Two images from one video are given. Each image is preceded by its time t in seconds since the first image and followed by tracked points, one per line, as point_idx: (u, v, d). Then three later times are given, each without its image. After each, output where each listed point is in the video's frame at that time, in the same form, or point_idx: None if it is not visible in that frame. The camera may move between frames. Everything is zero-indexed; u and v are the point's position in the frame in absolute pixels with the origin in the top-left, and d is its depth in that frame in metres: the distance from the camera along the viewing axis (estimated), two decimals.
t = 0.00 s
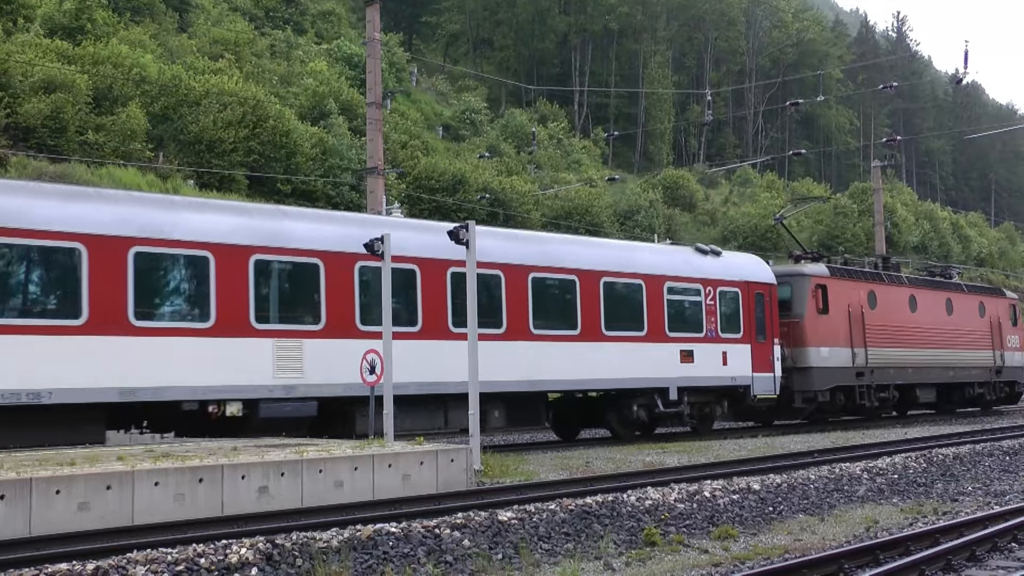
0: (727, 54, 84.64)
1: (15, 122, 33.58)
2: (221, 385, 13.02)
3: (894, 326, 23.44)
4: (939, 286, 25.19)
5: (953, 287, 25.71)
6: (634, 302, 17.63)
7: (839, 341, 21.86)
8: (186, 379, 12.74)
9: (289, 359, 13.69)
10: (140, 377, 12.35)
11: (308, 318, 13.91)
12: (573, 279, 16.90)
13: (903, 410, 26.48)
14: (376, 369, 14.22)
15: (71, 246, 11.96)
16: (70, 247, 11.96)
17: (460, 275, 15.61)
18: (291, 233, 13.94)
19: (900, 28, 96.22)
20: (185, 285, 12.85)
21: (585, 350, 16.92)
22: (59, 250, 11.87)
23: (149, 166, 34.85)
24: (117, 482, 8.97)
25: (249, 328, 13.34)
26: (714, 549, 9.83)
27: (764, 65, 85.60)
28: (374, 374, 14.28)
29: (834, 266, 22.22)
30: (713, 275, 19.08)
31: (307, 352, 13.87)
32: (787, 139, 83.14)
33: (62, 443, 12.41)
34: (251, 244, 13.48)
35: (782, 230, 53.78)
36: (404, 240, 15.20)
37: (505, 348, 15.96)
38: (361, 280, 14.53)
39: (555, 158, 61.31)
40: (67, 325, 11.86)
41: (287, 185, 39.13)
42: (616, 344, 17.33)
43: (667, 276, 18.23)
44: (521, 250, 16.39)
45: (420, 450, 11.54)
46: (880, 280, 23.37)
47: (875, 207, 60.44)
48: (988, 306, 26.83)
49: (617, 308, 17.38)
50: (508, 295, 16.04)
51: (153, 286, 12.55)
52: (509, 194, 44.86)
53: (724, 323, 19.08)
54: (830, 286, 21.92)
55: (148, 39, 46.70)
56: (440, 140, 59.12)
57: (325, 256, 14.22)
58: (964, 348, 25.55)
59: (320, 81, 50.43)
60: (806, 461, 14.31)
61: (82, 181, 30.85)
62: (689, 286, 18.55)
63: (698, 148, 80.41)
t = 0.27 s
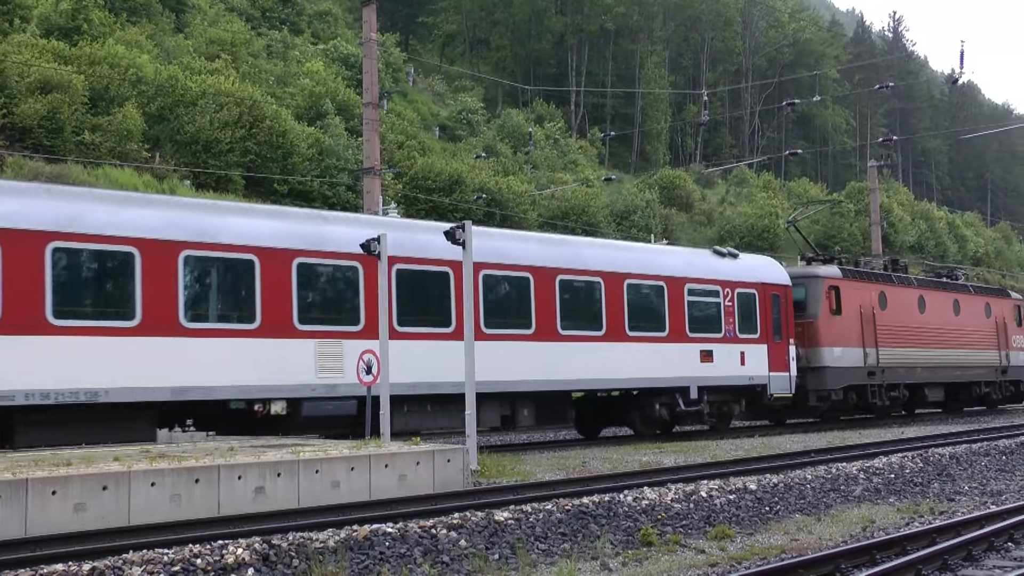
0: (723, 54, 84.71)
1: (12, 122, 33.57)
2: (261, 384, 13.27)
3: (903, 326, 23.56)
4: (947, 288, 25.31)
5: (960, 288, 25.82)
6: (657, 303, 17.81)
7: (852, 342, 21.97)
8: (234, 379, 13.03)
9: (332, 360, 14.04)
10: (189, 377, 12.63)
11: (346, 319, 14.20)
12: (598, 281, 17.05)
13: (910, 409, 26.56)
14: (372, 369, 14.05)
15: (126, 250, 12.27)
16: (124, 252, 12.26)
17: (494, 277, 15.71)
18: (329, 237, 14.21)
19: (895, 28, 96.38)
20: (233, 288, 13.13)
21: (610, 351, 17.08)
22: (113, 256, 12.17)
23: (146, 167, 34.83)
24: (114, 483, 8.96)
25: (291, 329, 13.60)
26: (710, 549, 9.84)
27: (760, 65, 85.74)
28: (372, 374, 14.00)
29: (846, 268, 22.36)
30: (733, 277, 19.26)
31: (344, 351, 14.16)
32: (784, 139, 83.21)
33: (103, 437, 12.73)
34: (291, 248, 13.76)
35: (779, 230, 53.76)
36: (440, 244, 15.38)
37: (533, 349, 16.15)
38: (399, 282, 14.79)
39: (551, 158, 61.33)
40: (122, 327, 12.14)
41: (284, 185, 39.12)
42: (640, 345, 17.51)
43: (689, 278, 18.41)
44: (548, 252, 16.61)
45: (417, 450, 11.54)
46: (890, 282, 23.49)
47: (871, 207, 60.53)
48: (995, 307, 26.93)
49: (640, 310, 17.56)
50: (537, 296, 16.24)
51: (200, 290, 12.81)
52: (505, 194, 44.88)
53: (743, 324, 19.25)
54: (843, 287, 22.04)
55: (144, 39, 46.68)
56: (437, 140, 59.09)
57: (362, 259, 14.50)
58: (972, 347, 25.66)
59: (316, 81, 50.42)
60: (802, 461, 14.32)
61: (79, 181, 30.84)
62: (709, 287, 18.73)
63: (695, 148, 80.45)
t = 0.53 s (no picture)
0: (721, 55, 84.73)
1: (9, 122, 33.57)
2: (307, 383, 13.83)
3: (915, 328, 23.85)
4: (958, 290, 25.56)
5: (971, 291, 26.07)
6: (683, 305, 18.23)
7: (867, 343, 22.34)
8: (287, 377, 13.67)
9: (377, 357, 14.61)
10: (242, 375, 13.26)
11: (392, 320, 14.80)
12: (627, 284, 17.43)
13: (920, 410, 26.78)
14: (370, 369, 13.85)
15: (183, 253, 12.94)
16: (183, 255, 12.94)
17: (526, 280, 16.17)
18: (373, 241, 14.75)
19: (893, 29, 96.49)
20: (282, 290, 13.74)
21: (638, 352, 17.51)
22: (147, 256, 12.60)
23: (144, 166, 34.81)
24: (110, 483, 8.96)
25: (340, 329, 14.28)
26: (707, 550, 9.85)
27: (758, 65, 85.90)
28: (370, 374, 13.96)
29: (861, 271, 22.70)
30: (754, 279, 19.72)
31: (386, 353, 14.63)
32: (781, 140, 83.25)
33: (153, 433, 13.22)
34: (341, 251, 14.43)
35: (776, 230, 53.76)
36: (479, 247, 15.77)
37: (563, 350, 16.57)
38: (440, 284, 15.39)
39: (549, 159, 61.33)
40: (179, 327, 12.79)
41: (282, 185, 39.10)
42: (667, 346, 17.92)
43: (713, 281, 18.84)
44: (579, 255, 17.05)
45: (415, 451, 11.53)
46: (903, 285, 23.77)
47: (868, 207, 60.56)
48: (1005, 308, 27.16)
49: (667, 311, 17.99)
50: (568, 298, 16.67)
51: (256, 291, 13.48)
52: (503, 194, 44.86)
53: (763, 326, 19.71)
54: (858, 290, 22.40)
55: (142, 38, 46.67)
56: (435, 140, 59.06)
57: (406, 262, 15.03)
58: (982, 349, 25.91)
59: (314, 81, 50.40)
60: (799, 461, 14.33)
61: (77, 181, 30.82)
62: (733, 290, 19.17)
63: (693, 149, 80.47)
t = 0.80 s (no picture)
0: (719, 57, 84.77)
1: (7, 124, 33.59)
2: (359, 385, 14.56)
3: (927, 330, 24.57)
4: (967, 294, 26.21)
5: (980, 295, 26.70)
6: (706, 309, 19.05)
7: (881, 345, 23.07)
8: (340, 378, 14.37)
9: (419, 362, 15.19)
10: (295, 377, 13.90)
11: (438, 323, 15.49)
12: (654, 288, 18.26)
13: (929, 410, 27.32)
14: (368, 371, 14.27)
15: (241, 260, 13.59)
16: (240, 262, 13.59)
17: (562, 285, 17.00)
18: (421, 248, 15.49)
19: (891, 31, 96.56)
20: (332, 296, 14.43)
21: (666, 354, 18.31)
22: (224, 262, 13.42)
23: (141, 168, 34.79)
24: (108, 485, 8.95)
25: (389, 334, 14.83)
26: (705, 551, 9.84)
27: (756, 67, 86.02)
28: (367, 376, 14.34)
29: (877, 276, 23.45)
30: (773, 284, 20.56)
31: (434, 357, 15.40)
32: (779, 141, 83.29)
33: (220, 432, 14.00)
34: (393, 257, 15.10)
35: (774, 232, 53.79)
36: (518, 254, 16.63)
37: (598, 351, 17.42)
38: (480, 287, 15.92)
39: (548, 161, 61.32)
40: (238, 330, 13.44)
41: (280, 187, 39.14)
42: (692, 348, 18.74)
43: (734, 285, 19.67)
44: (610, 261, 17.85)
45: (413, 453, 11.53)
46: (915, 288, 24.49)
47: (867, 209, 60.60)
48: (1011, 311, 27.79)
49: (693, 315, 18.82)
50: (600, 302, 17.45)
51: (312, 296, 14.20)
52: (502, 196, 44.85)
53: (782, 329, 20.59)
54: (873, 294, 23.15)
55: (140, 40, 46.67)
56: (433, 142, 59.02)
57: (449, 269, 15.75)
58: (989, 350, 26.52)
59: (312, 83, 50.35)
60: (797, 463, 14.33)
61: (75, 183, 30.83)
62: (753, 293, 20.02)
63: (691, 150, 80.53)
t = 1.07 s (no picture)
0: (718, 57, 84.74)
1: (6, 126, 33.63)
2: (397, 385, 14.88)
3: (937, 331, 24.87)
4: (975, 296, 26.53)
5: (987, 296, 27.02)
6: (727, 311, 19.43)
7: (894, 346, 23.41)
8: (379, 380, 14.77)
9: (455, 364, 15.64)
10: (338, 378, 14.26)
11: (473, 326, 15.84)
12: (680, 290, 18.61)
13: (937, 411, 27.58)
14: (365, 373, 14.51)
15: (287, 263, 13.99)
16: (285, 265, 13.98)
17: (590, 286, 17.35)
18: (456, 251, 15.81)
19: (890, 31, 96.60)
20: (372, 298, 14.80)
21: (690, 354, 18.67)
22: (270, 266, 13.81)
23: (141, 170, 34.79)
24: (108, 485, 8.94)
25: (425, 336, 15.28)
26: (704, 552, 9.83)
27: (755, 67, 86.04)
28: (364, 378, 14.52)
29: (889, 278, 23.79)
30: (791, 286, 20.94)
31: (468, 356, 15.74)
32: (778, 142, 83.32)
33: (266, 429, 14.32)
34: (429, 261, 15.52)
35: (773, 233, 53.81)
36: (545, 257, 16.99)
37: (627, 351, 17.76)
38: (512, 291, 16.32)
39: (547, 161, 61.32)
40: (284, 332, 13.81)
41: (279, 188, 39.16)
42: (715, 349, 19.11)
43: (754, 288, 20.04)
44: (636, 264, 18.20)
45: (412, 454, 11.54)
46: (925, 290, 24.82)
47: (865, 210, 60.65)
48: (1018, 313, 28.10)
49: (715, 316, 19.20)
50: (627, 304, 17.81)
51: (353, 299, 14.58)
52: (501, 196, 44.88)
53: (800, 330, 20.98)
54: (886, 295, 23.49)
55: (140, 42, 46.68)
56: (433, 143, 59.00)
57: (484, 270, 16.01)
58: (997, 351, 26.82)
59: (311, 84, 50.34)
60: (796, 464, 14.32)
61: (74, 184, 30.83)
62: (772, 295, 20.41)
63: (689, 151, 80.58)
